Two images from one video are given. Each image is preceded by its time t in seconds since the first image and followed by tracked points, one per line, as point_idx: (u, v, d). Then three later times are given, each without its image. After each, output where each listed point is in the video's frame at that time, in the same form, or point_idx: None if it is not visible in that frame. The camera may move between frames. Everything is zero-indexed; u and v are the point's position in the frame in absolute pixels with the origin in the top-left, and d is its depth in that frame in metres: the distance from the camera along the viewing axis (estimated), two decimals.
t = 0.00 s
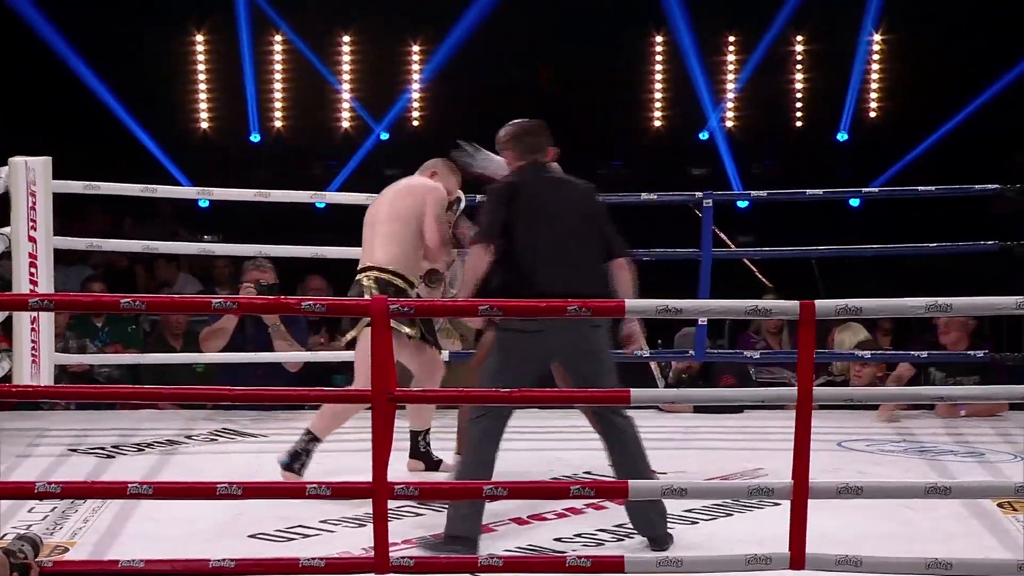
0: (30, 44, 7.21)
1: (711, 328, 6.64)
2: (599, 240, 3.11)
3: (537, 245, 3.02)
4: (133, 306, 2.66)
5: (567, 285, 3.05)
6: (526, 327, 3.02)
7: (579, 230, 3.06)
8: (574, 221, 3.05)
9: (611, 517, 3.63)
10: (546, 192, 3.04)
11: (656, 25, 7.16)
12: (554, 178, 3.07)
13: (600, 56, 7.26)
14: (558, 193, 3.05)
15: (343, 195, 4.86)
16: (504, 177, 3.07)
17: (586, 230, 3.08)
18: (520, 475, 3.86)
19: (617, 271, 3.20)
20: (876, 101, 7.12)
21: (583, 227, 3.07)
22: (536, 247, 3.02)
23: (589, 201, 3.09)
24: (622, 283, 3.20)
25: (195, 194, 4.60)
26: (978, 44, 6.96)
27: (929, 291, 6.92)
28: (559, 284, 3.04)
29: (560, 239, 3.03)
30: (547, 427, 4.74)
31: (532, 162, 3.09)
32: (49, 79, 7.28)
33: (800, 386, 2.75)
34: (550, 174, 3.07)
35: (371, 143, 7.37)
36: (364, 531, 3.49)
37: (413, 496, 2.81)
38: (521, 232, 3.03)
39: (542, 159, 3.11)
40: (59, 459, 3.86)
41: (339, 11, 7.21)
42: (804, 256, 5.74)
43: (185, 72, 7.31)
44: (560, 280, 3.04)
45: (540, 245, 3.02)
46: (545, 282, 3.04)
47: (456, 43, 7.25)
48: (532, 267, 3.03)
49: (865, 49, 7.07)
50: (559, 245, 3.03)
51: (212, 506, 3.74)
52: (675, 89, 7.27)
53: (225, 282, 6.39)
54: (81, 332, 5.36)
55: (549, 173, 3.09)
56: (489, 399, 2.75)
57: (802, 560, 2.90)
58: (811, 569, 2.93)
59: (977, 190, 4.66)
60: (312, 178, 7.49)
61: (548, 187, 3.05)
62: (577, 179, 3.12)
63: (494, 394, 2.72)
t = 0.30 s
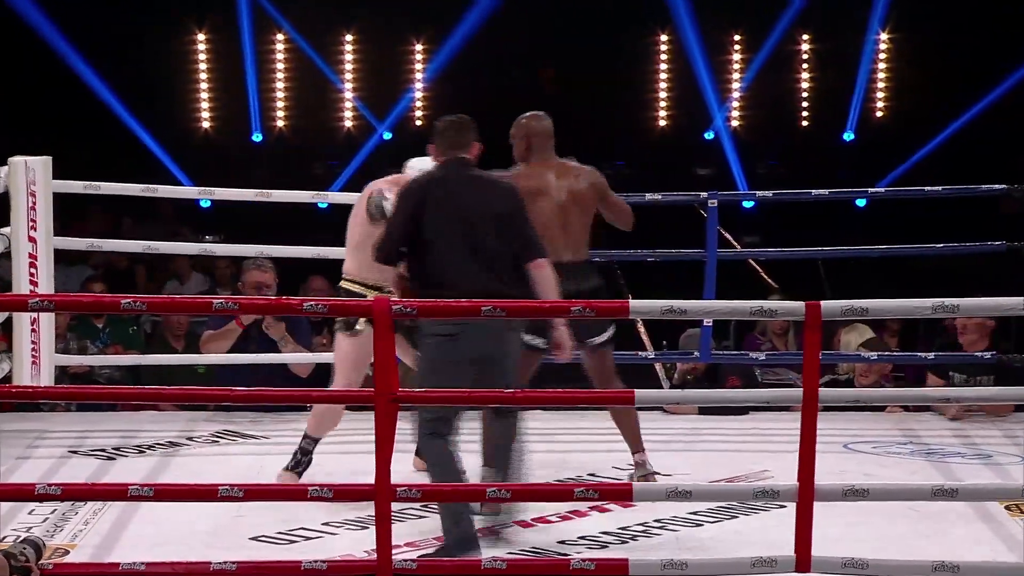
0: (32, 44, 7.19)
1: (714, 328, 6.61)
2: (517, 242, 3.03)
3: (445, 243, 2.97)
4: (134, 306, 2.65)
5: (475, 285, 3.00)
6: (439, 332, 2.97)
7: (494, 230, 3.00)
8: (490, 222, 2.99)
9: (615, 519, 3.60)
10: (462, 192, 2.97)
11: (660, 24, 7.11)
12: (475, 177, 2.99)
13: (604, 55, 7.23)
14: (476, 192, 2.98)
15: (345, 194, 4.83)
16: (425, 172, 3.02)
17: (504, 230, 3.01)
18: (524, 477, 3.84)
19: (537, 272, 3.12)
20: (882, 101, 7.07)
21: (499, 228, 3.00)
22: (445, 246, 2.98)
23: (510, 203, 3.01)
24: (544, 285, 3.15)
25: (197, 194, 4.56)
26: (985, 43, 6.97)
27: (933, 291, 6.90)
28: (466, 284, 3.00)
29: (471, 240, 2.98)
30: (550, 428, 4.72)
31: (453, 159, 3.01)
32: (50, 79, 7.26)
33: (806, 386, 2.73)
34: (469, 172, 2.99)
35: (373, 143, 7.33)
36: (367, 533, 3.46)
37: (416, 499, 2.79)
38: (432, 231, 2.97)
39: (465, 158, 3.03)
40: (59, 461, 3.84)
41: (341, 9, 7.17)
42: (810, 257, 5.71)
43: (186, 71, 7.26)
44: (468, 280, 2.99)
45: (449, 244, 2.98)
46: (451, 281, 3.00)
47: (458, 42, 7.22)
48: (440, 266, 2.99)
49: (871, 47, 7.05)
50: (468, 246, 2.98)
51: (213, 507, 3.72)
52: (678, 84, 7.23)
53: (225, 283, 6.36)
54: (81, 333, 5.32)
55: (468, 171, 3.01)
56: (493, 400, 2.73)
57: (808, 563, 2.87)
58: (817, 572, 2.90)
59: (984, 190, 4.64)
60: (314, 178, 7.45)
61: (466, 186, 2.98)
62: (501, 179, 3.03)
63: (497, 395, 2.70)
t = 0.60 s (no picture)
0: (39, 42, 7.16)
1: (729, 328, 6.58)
2: (428, 245, 3.09)
3: (358, 240, 3.04)
4: (148, 305, 2.62)
5: (384, 285, 3.06)
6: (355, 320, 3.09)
7: (408, 230, 3.06)
8: (406, 221, 3.05)
9: (631, 521, 3.57)
10: (378, 194, 3.04)
11: (677, 20, 7.09)
12: (397, 177, 3.07)
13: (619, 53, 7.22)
14: (394, 191, 3.05)
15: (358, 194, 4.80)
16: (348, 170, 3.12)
17: (419, 233, 3.07)
18: (539, 478, 3.81)
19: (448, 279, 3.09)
20: (901, 99, 7.05)
21: (414, 229, 3.06)
22: (358, 243, 3.05)
23: (428, 204, 3.07)
24: (454, 289, 3.09)
25: (211, 193, 4.54)
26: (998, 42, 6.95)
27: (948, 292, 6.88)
28: (376, 282, 3.06)
29: (381, 240, 3.04)
30: (565, 428, 4.69)
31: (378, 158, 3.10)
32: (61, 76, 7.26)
33: (824, 387, 2.68)
34: (389, 172, 3.07)
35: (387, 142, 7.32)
36: (382, 534, 3.43)
37: (431, 500, 2.75)
38: (346, 234, 3.05)
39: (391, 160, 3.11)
40: (72, 461, 3.82)
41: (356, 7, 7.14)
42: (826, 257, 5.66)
43: (198, 70, 7.25)
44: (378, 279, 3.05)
45: (361, 241, 3.05)
46: (361, 279, 3.07)
47: (472, 41, 7.21)
48: (352, 266, 3.07)
49: (891, 45, 6.98)
50: (377, 246, 3.04)
51: (226, 508, 3.70)
52: (696, 84, 7.20)
53: (239, 282, 6.35)
54: (93, 333, 5.30)
55: (391, 171, 3.09)
56: (508, 400, 2.69)
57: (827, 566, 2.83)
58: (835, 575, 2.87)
59: (1006, 190, 4.59)
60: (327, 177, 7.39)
61: (384, 186, 3.05)
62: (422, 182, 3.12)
63: (513, 395, 2.66)
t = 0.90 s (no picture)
0: (54, 44, 7.16)
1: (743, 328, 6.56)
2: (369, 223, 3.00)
3: (296, 214, 2.95)
4: (161, 305, 2.61)
5: (326, 265, 2.96)
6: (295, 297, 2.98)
7: (356, 209, 2.96)
8: (353, 200, 2.95)
9: (644, 522, 3.56)
10: (324, 170, 2.96)
11: (691, 20, 7.09)
12: (350, 155, 2.98)
13: (632, 51, 7.23)
14: (343, 170, 2.96)
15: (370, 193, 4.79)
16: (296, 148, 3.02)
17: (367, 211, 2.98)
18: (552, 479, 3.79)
19: (388, 253, 3.00)
20: (916, 96, 7.03)
21: (363, 208, 2.98)
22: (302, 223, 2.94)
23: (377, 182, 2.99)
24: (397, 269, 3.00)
25: (224, 192, 4.54)
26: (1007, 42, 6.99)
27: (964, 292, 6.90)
28: (309, 259, 2.95)
29: (319, 216, 2.94)
30: (578, 428, 4.67)
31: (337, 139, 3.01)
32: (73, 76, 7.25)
33: (838, 389, 2.66)
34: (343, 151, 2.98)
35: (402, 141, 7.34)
36: (394, 534, 3.42)
37: (444, 499, 2.74)
38: (286, 206, 2.97)
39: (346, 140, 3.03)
40: (85, 461, 3.82)
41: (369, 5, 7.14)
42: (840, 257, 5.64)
43: (211, 68, 7.24)
44: (323, 261, 2.95)
45: (306, 219, 2.95)
46: (301, 258, 2.96)
47: (485, 41, 7.22)
48: (286, 240, 2.97)
49: (905, 44, 6.98)
50: (315, 221, 2.94)
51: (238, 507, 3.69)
52: (711, 83, 7.20)
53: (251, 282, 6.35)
54: (106, 333, 5.29)
55: (348, 151, 3.00)
56: (521, 400, 2.67)
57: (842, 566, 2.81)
58: None
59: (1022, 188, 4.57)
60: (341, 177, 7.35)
61: (331, 163, 2.97)
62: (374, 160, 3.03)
63: (526, 395, 2.64)
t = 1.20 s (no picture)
0: (54, 43, 7.11)
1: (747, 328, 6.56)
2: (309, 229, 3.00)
3: (240, 222, 3.00)
4: (163, 305, 2.61)
5: (267, 272, 2.98)
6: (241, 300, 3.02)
7: (298, 214, 2.98)
8: (294, 203, 2.97)
9: (646, 522, 3.56)
10: (268, 176, 2.99)
11: (693, 20, 7.10)
12: (296, 161, 3.01)
13: (634, 51, 7.23)
14: (287, 174, 2.99)
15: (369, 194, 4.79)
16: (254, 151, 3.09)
17: (308, 217, 2.99)
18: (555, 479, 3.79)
19: (325, 257, 2.98)
20: (919, 97, 7.07)
21: (303, 214, 2.99)
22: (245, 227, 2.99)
23: (321, 187, 2.99)
24: (332, 272, 2.98)
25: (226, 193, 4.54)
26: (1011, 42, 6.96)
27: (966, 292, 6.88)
28: (249, 266, 2.99)
29: (261, 222, 2.98)
30: (581, 428, 4.68)
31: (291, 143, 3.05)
32: (73, 76, 7.20)
33: (842, 389, 2.67)
34: (291, 154, 3.01)
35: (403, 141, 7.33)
36: (396, 535, 3.42)
37: (446, 499, 2.74)
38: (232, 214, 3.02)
39: (299, 144, 3.07)
40: (88, 461, 3.82)
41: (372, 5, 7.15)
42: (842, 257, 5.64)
43: (215, 68, 7.23)
44: (264, 264, 2.98)
45: (250, 224, 2.99)
46: (243, 265, 3.00)
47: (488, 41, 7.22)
48: (230, 247, 3.02)
49: (907, 43, 7.00)
50: (256, 228, 2.98)
51: (240, 508, 3.69)
52: (712, 84, 7.25)
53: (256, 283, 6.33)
54: (109, 333, 5.29)
55: (298, 155, 3.03)
56: (523, 400, 2.67)
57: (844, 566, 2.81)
58: None
59: None
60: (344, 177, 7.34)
61: (276, 169, 3.00)
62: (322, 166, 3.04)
63: (528, 395, 2.64)
